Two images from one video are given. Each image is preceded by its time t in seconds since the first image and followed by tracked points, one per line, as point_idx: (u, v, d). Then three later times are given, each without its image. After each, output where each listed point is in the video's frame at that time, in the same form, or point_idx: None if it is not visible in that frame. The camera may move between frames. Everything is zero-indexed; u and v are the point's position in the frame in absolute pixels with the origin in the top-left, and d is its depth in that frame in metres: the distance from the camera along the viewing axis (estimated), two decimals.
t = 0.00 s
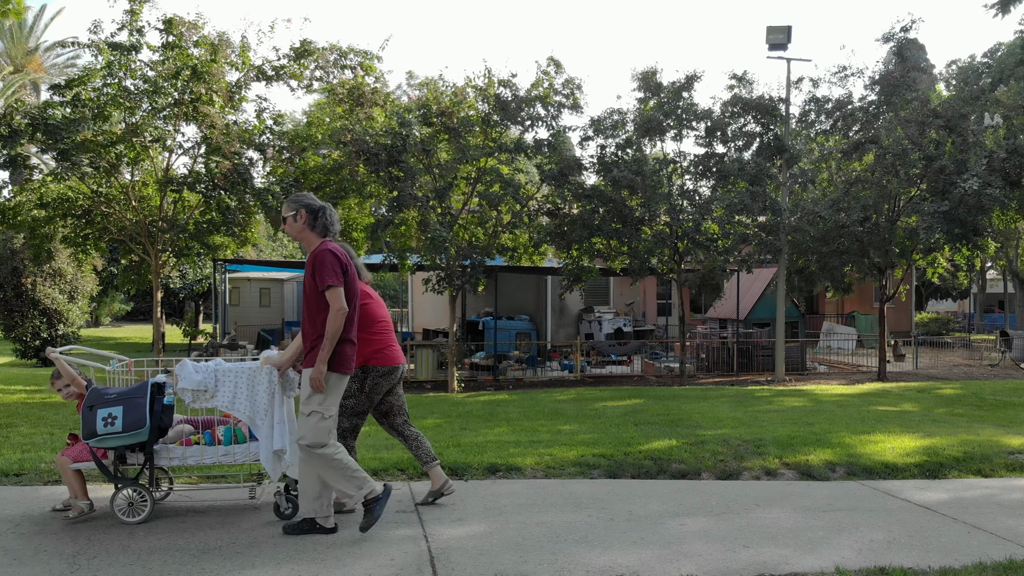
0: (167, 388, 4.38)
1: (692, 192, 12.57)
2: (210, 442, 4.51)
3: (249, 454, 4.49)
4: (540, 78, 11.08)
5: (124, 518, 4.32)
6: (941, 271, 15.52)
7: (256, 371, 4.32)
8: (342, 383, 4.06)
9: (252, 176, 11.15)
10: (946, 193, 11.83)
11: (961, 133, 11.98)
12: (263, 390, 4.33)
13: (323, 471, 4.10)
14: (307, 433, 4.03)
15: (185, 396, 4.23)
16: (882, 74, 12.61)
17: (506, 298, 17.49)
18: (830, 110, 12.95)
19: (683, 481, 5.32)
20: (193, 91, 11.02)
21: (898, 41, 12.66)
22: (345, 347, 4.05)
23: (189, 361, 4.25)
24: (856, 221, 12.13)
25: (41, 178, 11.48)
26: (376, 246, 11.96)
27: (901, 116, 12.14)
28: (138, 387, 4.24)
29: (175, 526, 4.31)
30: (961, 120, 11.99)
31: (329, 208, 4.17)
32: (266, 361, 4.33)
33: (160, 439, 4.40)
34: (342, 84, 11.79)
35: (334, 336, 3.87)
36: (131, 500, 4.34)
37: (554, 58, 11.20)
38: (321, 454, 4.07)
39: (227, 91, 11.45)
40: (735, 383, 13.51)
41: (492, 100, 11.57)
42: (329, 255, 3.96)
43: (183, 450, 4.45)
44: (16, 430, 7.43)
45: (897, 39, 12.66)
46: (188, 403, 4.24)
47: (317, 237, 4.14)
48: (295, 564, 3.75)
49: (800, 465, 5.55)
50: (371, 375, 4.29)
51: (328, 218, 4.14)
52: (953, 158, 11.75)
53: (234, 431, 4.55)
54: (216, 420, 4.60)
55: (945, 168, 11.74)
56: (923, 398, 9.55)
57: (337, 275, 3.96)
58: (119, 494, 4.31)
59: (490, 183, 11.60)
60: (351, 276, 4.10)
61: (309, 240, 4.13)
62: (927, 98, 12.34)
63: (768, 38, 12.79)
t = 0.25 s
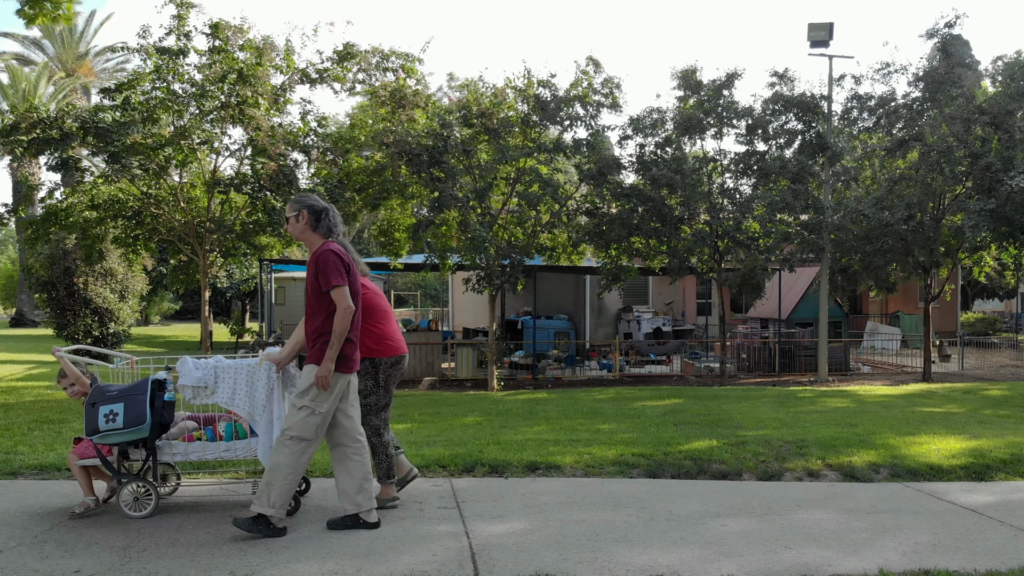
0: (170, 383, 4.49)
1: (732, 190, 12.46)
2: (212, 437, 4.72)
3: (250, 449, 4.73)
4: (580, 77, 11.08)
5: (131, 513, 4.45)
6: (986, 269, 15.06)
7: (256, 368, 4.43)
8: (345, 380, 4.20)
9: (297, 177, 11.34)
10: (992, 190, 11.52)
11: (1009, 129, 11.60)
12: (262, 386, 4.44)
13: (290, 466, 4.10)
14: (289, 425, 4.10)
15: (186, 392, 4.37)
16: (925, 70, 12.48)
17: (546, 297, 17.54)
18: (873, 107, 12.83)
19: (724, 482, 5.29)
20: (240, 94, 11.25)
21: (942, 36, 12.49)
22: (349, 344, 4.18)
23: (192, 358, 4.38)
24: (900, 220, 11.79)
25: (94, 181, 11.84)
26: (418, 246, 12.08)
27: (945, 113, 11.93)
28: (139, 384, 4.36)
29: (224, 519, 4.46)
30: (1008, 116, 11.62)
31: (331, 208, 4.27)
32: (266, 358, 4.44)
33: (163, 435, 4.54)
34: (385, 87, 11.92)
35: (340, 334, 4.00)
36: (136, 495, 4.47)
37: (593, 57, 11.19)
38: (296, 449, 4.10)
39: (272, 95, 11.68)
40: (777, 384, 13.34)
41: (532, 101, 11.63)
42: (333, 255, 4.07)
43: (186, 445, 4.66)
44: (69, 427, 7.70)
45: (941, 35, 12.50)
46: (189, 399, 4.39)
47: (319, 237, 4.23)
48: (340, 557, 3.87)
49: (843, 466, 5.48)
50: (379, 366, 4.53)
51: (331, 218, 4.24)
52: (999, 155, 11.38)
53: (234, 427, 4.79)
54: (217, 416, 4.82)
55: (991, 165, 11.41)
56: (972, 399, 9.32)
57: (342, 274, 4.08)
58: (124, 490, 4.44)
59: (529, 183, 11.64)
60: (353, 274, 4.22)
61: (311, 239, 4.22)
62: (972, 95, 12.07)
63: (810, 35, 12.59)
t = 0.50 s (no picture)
0: (183, 379, 4.67)
1: (781, 188, 12.27)
2: (225, 433, 4.87)
3: (262, 445, 4.91)
4: (625, 76, 11.06)
5: (147, 506, 4.66)
6: None
7: (268, 365, 4.64)
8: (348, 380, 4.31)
9: (348, 179, 11.53)
10: None
11: None
12: (274, 383, 4.67)
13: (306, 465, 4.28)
14: (295, 427, 4.24)
15: (200, 388, 4.60)
16: (979, 66, 12.21)
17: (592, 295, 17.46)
18: (924, 104, 12.53)
19: (773, 483, 5.25)
20: (292, 98, 11.49)
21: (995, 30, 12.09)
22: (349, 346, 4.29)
23: (206, 354, 4.60)
24: (953, 217, 11.53)
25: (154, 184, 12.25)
26: (465, 246, 12.21)
27: (999, 109, 11.71)
28: (154, 379, 4.53)
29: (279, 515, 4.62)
30: None
31: (331, 210, 4.38)
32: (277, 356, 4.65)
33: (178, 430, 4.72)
34: (433, 89, 11.99)
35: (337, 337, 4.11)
36: (152, 489, 4.67)
37: (638, 56, 11.16)
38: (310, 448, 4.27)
39: (324, 98, 11.93)
40: (828, 384, 13.12)
41: (578, 101, 11.66)
42: (325, 259, 4.17)
43: (201, 441, 4.81)
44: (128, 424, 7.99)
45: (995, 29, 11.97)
46: (203, 394, 4.61)
47: (320, 238, 4.37)
48: (390, 552, 3.98)
49: (894, 468, 5.39)
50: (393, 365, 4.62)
51: (331, 219, 4.37)
52: None
53: (246, 423, 4.91)
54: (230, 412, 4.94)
55: None
56: None
57: (335, 278, 4.17)
58: (139, 483, 4.65)
59: (574, 182, 11.66)
60: (352, 276, 4.31)
61: (312, 241, 4.36)
62: None
63: (859, 32, 12.34)
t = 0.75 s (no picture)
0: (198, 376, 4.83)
1: (831, 186, 12.08)
2: (238, 429, 5.04)
3: (274, 440, 4.99)
4: (672, 75, 10.99)
5: (162, 500, 4.80)
6: None
7: (281, 362, 4.79)
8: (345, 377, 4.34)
9: (398, 180, 11.70)
10: None
11: None
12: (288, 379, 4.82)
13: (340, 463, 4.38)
14: (324, 428, 4.32)
15: (215, 383, 4.73)
16: None
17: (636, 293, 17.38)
18: (977, 100, 12.18)
19: (822, 485, 5.18)
20: (344, 101, 11.73)
21: None
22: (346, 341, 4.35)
23: (220, 352, 4.76)
24: (1009, 216, 11.24)
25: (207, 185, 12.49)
26: (511, 246, 12.26)
27: None
28: (170, 375, 4.72)
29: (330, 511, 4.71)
30: None
31: (339, 207, 4.46)
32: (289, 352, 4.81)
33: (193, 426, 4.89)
34: (480, 90, 11.98)
35: (318, 333, 4.14)
36: (167, 482, 4.83)
37: (685, 54, 11.08)
38: (341, 446, 4.36)
39: (374, 100, 12.10)
40: (878, 386, 12.87)
41: (623, 100, 11.63)
42: (328, 255, 4.24)
43: (215, 436, 5.01)
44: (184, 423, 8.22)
45: None
46: (218, 390, 4.75)
47: (327, 233, 4.46)
48: (439, 548, 4.04)
49: (948, 471, 5.28)
50: (394, 361, 4.72)
51: (339, 215, 4.46)
52: None
53: (260, 419, 5.08)
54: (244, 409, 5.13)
55: None
56: None
57: (336, 274, 4.22)
58: (155, 476, 4.80)
59: (620, 181, 11.63)
60: (354, 272, 4.36)
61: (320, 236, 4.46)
62: None
63: (910, 27, 12.07)
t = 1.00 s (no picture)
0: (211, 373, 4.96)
1: (880, 184, 11.84)
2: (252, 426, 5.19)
3: (287, 435, 5.23)
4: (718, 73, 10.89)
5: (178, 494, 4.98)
6: None
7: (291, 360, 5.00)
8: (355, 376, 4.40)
9: (445, 181, 11.86)
10: None
11: None
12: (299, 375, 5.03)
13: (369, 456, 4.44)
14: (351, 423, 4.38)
15: (228, 380, 4.90)
16: None
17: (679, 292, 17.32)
18: None
19: (872, 487, 5.10)
20: (392, 104, 11.85)
21: None
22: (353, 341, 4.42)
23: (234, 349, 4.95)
24: None
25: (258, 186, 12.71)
26: (554, 245, 12.29)
27: None
28: (184, 372, 4.82)
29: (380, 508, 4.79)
30: None
31: (342, 212, 4.48)
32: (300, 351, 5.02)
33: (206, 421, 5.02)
34: (526, 91, 11.99)
35: (319, 333, 4.24)
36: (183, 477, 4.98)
37: (732, 52, 10.97)
38: (369, 441, 4.41)
39: (420, 102, 12.14)
40: (929, 387, 12.60)
41: (669, 99, 11.58)
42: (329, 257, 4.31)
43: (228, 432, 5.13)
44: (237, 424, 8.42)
45: None
46: (232, 386, 4.91)
47: (335, 239, 4.49)
48: (486, 545, 4.08)
49: (1002, 475, 5.16)
50: (401, 357, 4.80)
51: (344, 221, 4.49)
52: None
53: (272, 415, 5.25)
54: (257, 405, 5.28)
55: None
56: None
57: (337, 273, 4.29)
58: (172, 471, 4.94)
59: (665, 180, 11.59)
60: (356, 273, 4.43)
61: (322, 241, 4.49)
62: None
63: (962, 22, 11.80)
